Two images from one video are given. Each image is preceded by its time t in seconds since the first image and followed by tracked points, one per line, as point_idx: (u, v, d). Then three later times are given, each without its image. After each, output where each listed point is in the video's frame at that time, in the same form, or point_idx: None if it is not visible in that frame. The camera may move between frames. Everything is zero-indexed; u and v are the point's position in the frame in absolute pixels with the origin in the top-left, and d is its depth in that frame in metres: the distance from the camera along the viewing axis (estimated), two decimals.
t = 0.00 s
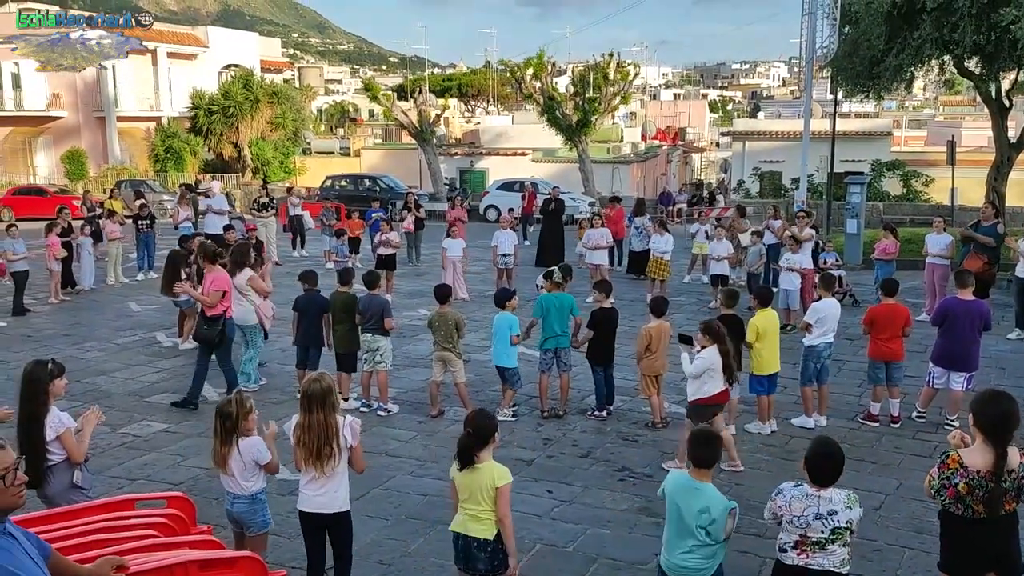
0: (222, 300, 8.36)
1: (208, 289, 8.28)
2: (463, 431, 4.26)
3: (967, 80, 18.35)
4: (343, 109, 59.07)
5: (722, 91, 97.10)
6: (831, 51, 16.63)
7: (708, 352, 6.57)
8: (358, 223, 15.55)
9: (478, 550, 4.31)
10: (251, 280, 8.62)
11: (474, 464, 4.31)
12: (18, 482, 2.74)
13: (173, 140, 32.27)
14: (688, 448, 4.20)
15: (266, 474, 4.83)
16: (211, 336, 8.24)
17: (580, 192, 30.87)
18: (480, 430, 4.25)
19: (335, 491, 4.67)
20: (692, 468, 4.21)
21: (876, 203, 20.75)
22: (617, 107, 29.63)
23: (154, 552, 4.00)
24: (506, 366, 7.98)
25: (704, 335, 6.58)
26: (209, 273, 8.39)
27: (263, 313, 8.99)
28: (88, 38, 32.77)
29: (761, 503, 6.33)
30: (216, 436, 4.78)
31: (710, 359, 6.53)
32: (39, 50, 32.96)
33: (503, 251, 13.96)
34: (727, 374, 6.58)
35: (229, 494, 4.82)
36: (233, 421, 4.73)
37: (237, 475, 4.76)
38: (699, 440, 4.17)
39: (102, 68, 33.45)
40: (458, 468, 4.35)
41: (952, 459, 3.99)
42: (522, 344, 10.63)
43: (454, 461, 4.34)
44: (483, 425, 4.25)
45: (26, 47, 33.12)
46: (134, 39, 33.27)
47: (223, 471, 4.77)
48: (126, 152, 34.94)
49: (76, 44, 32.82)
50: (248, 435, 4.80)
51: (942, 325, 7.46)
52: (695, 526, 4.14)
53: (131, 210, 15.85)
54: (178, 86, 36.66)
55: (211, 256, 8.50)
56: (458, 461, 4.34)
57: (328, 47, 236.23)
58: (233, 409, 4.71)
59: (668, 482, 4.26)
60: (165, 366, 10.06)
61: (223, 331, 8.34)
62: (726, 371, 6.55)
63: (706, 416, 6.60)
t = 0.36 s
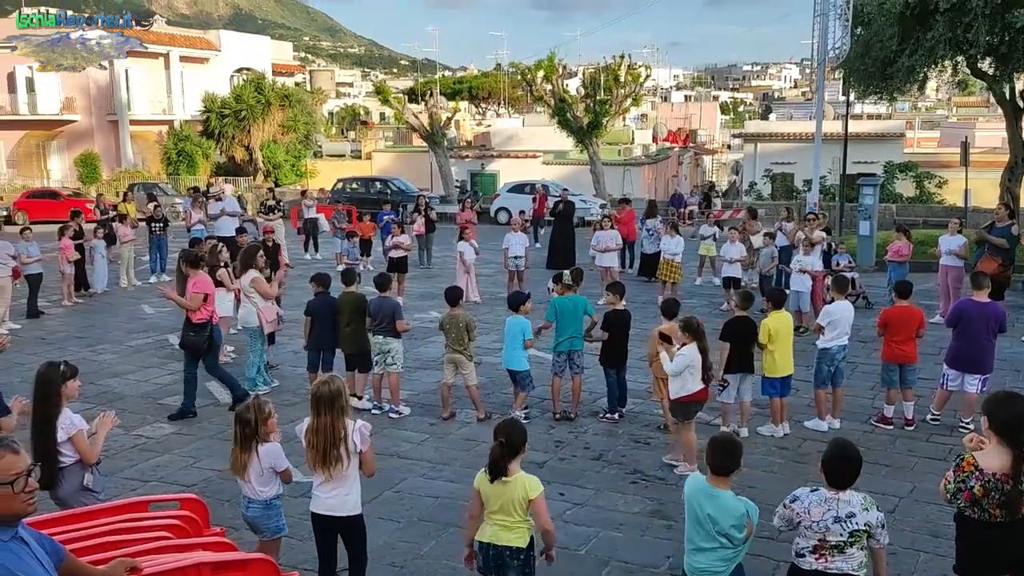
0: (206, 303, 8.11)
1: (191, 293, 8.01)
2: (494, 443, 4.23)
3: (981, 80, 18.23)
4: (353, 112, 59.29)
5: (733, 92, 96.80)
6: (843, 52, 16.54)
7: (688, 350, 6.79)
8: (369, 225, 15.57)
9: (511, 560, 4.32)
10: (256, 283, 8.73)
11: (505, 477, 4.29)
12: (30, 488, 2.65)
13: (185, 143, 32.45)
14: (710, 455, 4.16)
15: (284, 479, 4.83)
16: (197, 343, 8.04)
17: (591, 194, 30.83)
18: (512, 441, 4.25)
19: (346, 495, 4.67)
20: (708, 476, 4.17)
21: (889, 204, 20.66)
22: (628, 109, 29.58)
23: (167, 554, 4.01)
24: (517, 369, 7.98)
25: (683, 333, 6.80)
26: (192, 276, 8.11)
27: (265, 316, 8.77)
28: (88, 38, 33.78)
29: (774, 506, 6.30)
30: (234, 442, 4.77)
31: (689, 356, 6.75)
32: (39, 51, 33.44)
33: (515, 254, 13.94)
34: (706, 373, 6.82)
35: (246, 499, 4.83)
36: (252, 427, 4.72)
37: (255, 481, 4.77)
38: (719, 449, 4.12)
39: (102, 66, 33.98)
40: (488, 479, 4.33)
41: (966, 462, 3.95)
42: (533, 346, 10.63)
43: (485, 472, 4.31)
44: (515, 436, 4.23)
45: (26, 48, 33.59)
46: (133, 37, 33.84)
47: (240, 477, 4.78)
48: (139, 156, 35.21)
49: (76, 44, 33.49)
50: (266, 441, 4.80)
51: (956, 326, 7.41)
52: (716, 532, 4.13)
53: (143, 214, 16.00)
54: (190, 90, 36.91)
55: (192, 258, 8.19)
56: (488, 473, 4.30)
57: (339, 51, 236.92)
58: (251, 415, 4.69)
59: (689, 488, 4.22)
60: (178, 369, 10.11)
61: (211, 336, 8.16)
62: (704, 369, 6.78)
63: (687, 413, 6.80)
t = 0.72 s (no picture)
0: (202, 309, 7.98)
1: (187, 297, 7.92)
2: (509, 453, 4.23)
3: (997, 84, 18.14)
4: (366, 117, 59.49)
5: (746, 97, 96.58)
6: (857, 56, 16.47)
7: (672, 354, 6.88)
8: (382, 230, 15.62)
9: (527, 569, 4.32)
10: (263, 289, 8.74)
11: (520, 487, 4.30)
12: (43, 495, 2.66)
13: (199, 149, 32.70)
14: (707, 461, 4.16)
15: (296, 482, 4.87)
16: (189, 346, 7.84)
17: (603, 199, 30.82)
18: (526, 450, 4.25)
19: (360, 498, 4.68)
20: (708, 480, 4.18)
21: (904, 208, 20.56)
22: (641, 113, 29.58)
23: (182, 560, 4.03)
24: (530, 373, 7.99)
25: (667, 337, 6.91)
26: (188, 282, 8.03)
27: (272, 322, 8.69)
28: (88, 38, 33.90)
29: (788, 513, 6.27)
30: (245, 445, 4.79)
31: (672, 360, 6.84)
32: (40, 51, 33.62)
33: (527, 258, 13.94)
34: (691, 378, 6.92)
35: (256, 503, 4.85)
36: (262, 431, 4.75)
37: (269, 484, 4.80)
38: (716, 457, 4.11)
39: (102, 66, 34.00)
40: (503, 488, 4.33)
41: (992, 474, 3.92)
42: (546, 351, 10.64)
43: (501, 481, 4.32)
44: (530, 446, 4.24)
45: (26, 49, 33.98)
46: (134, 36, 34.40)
47: (251, 480, 4.81)
48: (154, 161, 35.18)
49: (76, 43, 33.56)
50: (276, 443, 4.85)
51: (972, 332, 7.37)
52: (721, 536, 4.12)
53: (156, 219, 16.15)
54: (204, 96, 37.22)
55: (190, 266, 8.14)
56: (504, 482, 4.31)
57: (352, 55, 237.77)
58: (260, 419, 4.73)
59: (690, 496, 4.22)
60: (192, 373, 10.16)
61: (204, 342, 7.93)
62: (687, 373, 6.86)
63: (671, 417, 6.90)
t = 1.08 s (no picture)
0: (204, 321, 7.83)
1: (189, 310, 7.79)
2: (523, 461, 4.25)
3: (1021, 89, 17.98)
4: (384, 123, 59.81)
5: (765, 102, 96.21)
6: (878, 61, 16.35)
7: (665, 356, 6.96)
8: (401, 236, 15.66)
9: None
10: (286, 298, 8.80)
11: (530, 497, 4.30)
12: (75, 502, 2.67)
13: (220, 155, 33.02)
14: (732, 469, 4.14)
15: (293, 484, 4.90)
16: (187, 358, 7.72)
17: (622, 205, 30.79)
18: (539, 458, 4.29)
19: (385, 506, 4.68)
20: (734, 488, 4.16)
21: (926, 214, 20.41)
22: (659, 119, 29.54)
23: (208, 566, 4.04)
24: (550, 380, 7.96)
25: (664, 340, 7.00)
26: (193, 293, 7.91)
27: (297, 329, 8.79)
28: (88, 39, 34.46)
29: (812, 523, 6.21)
30: (240, 450, 4.81)
31: (664, 361, 6.91)
32: (39, 50, 35.13)
33: (546, 264, 13.91)
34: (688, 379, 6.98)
35: (255, 506, 4.87)
36: (256, 434, 4.77)
37: (264, 486, 4.84)
38: (741, 465, 4.09)
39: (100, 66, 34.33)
40: (513, 498, 4.34)
41: None
42: (566, 358, 10.61)
43: (511, 489, 4.33)
44: (543, 455, 4.28)
45: (28, 48, 35.26)
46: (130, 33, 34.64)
47: (247, 484, 4.83)
48: (175, 167, 35.55)
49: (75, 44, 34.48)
50: (271, 447, 4.88)
51: (997, 341, 7.29)
52: (750, 543, 4.11)
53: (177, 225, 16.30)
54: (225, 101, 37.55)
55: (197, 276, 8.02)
56: (515, 491, 4.32)
57: (371, 62, 238.90)
58: (253, 422, 4.75)
59: (715, 505, 4.21)
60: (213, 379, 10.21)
61: (202, 355, 7.80)
62: (682, 375, 6.92)
63: (664, 416, 6.98)
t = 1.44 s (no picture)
0: (208, 328, 7.80)
1: (195, 316, 7.74)
2: (526, 465, 4.25)
3: None
4: (400, 128, 60.04)
5: (781, 106, 95.91)
6: (897, 66, 16.26)
7: (657, 362, 6.98)
8: (417, 240, 15.70)
9: None
10: (308, 300, 8.82)
11: (533, 500, 4.31)
12: (100, 504, 2.69)
13: (237, 160, 33.25)
14: (761, 475, 4.15)
15: (294, 484, 4.94)
16: (189, 364, 7.69)
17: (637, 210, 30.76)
18: (542, 462, 4.27)
19: (402, 510, 4.70)
20: (762, 493, 4.16)
21: (945, 220, 20.27)
22: (676, 124, 29.48)
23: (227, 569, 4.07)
24: (564, 385, 7.95)
25: (657, 345, 7.01)
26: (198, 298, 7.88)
27: (320, 331, 8.89)
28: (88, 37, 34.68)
29: (830, 530, 6.17)
30: (240, 448, 4.88)
31: (656, 366, 6.95)
32: (39, 50, 35.04)
33: (562, 269, 13.90)
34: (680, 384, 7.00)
35: (256, 505, 4.91)
36: (256, 433, 4.83)
37: (263, 484, 4.87)
38: (770, 469, 4.10)
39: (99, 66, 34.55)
40: (516, 501, 4.36)
41: None
42: (582, 363, 10.61)
43: (515, 492, 4.34)
44: (547, 459, 4.27)
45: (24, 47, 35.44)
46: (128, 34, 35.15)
47: (248, 481, 4.88)
48: (192, 171, 35.80)
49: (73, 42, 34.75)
50: (273, 446, 4.92)
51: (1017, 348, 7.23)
52: (776, 549, 4.09)
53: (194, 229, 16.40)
54: (243, 107, 37.80)
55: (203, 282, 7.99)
56: (518, 494, 4.33)
57: (387, 67, 239.83)
58: (255, 422, 4.81)
59: (742, 509, 4.21)
60: (230, 382, 10.25)
61: (207, 362, 7.76)
62: (671, 380, 6.94)
63: (654, 421, 7.02)
